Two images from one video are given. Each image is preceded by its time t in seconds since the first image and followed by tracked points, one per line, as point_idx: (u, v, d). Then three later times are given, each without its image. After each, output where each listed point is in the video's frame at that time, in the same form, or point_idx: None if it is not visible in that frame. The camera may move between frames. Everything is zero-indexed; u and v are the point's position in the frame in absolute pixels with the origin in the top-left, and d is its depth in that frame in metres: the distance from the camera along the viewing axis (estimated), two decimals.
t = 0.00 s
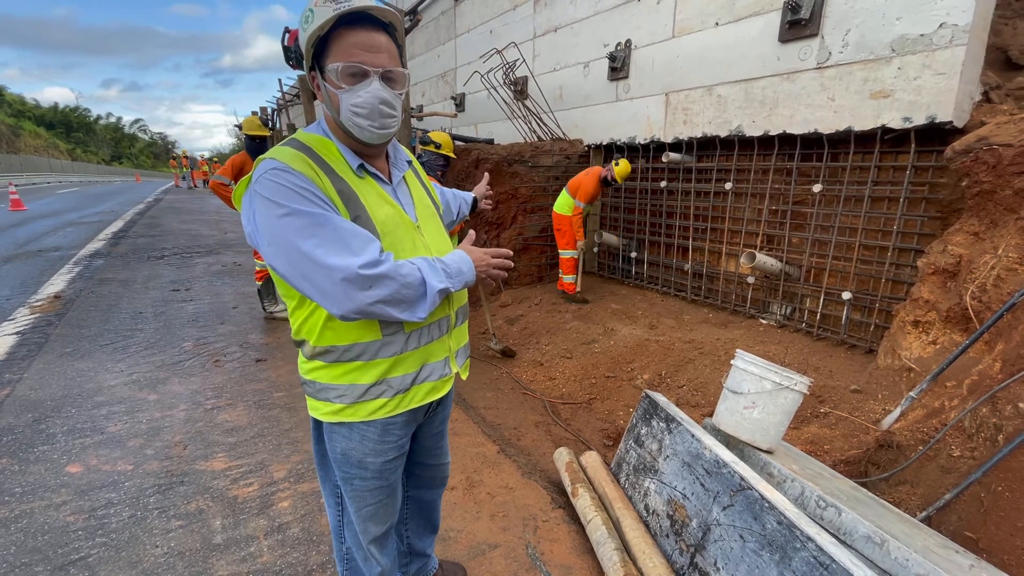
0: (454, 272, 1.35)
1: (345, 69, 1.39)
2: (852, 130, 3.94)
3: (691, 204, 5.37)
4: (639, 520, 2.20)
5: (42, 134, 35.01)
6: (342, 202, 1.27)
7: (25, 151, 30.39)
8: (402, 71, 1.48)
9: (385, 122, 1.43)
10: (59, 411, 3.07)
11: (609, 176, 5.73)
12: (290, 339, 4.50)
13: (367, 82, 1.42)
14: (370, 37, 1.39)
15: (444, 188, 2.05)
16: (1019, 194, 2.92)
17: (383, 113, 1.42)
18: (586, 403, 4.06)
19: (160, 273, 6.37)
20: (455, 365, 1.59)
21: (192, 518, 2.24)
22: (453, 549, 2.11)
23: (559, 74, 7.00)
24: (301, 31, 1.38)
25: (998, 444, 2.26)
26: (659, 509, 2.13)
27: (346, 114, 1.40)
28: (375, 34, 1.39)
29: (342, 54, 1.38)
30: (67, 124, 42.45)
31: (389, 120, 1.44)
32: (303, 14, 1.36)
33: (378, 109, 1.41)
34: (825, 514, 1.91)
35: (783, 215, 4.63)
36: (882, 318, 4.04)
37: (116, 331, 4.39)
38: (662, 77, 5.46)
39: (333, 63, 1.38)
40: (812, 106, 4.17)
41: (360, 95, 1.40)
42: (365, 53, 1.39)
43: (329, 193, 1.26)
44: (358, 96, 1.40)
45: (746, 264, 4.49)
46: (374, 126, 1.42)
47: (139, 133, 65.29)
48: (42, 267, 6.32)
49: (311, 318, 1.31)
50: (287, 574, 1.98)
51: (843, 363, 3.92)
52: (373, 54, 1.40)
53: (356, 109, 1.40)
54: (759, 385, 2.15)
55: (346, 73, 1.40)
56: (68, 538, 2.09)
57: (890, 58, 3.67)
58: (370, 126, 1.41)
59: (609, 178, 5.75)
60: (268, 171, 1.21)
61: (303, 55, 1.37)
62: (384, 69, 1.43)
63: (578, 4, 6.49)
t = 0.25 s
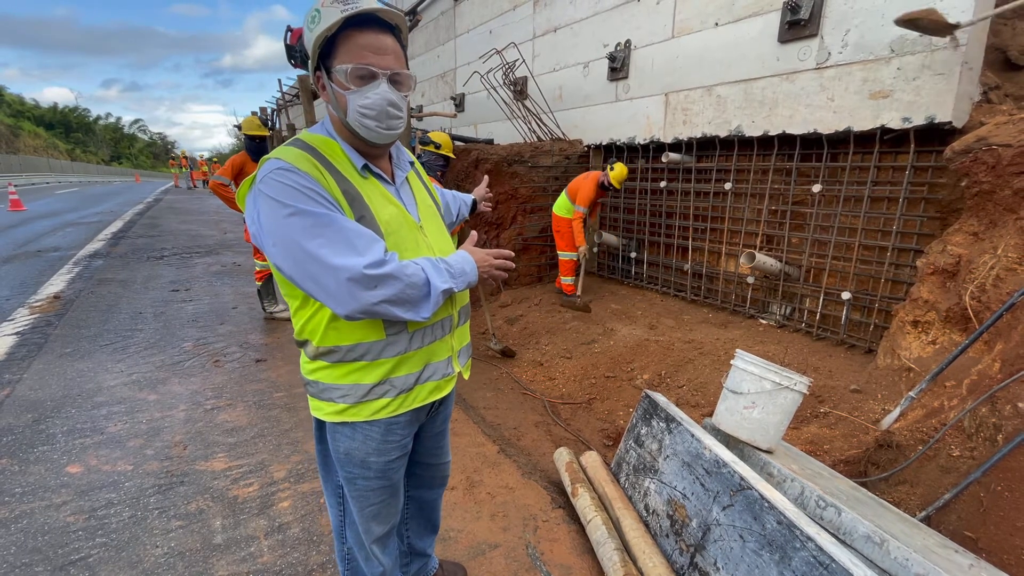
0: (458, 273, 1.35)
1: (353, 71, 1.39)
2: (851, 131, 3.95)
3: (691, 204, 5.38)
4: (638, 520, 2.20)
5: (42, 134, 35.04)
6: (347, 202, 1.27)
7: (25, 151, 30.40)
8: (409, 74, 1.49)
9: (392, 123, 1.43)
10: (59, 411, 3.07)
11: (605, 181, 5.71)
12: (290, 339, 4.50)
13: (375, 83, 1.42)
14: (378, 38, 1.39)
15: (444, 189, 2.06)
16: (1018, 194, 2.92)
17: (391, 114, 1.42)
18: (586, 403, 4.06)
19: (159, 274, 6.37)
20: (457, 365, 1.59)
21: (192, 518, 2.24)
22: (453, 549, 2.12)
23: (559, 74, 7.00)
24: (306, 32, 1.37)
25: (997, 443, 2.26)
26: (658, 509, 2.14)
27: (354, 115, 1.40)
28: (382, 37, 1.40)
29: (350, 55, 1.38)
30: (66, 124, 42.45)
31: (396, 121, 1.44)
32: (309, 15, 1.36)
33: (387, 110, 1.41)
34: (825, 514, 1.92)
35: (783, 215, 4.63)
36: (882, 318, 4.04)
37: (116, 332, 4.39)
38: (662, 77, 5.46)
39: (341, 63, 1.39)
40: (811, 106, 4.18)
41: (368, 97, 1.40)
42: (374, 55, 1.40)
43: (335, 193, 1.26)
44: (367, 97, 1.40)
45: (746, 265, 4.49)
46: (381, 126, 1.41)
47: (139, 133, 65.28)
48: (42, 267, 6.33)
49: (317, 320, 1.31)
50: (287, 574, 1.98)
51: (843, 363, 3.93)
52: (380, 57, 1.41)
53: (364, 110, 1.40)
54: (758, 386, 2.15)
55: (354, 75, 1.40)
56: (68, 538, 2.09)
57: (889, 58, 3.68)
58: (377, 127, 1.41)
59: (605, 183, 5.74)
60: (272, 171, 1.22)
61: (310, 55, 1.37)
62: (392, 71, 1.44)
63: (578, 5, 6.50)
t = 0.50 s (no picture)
0: (456, 295, 1.34)
1: (391, 79, 1.39)
2: (851, 131, 3.95)
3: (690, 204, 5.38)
4: (638, 520, 2.20)
5: (42, 135, 35.05)
6: (349, 208, 1.27)
7: (25, 151, 30.41)
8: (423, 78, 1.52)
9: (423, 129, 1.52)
10: (59, 411, 3.07)
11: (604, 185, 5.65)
12: (290, 339, 4.50)
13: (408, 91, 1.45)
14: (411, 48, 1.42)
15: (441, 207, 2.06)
16: (1018, 194, 2.92)
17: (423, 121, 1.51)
18: (586, 403, 4.06)
19: (159, 274, 6.38)
20: (462, 362, 1.60)
21: (192, 518, 2.24)
22: (453, 549, 2.12)
23: (558, 75, 7.00)
24: (335, 34, 1.29)
25: (996, 443, 2.26)
26: (658, 509, 2.14)
27: (398, 124, 1.43)
28: (405, 43, 1.41)
29: (387, 63, 1.37)
30: (66, 124, 42.44)
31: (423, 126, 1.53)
32: (336, 16, 1.28)
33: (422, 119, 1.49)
34: (824, 514, 1.92)
35: (782, 215, 4.63)
36: (881, 318, 4.05)
37: (115, 332, 4.39)
38: (662, 77, 5.46)
39: (379, 72, 1.37)
40: (811, 106, 4.18)
41: (412, 107, 1.44)
42: (411, 65, 1.43)
43: (337, 200, 1.25)
44: (409, 107, 1.44)
45: (745, 264, 4.50)
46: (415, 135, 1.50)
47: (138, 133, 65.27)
48: (42, 267, 6.33)
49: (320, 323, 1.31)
50: (287, 574, 1.98)
51: (842, 363, 3.93)
52: (411, 66, 1.43)
53: (408, 120, 1.44)
54: (757, 386, 2.15)
55: (392, 82, 1.40)
56: (68, 538, 2.09)
57: (888, 59, 3.68)
58: (413, 135, 1.48)
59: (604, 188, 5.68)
60: (277, 177, 1.22)
61: (346, 60, 1.29)
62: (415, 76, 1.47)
63: (577, 5, 6.50)
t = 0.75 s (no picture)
0: (390, 401, 1.21)
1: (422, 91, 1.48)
2: (850, 131, 3.96)
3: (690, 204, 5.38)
4: (638, 520, 2.20)
5: (41, 135, 35.08)
6: (374, 212, 1.25)
7: (24, 151, 30.42)
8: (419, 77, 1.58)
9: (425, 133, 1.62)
10: (59, 411, 3.07)
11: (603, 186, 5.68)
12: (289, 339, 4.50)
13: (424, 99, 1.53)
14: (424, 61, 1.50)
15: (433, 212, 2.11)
16: (1017, 194, 2.93)
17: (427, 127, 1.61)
18: (585, 403, 4.06)
19: (159, 274, 6.38)
20: (472, 351, 1.66)
21: (192, 518, 2.24)
22: (453, 549, 2.12)
23: (558, 75, 7.01)
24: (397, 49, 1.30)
25: (995, 442, 2.26)
26: (658, 509, 2.14)
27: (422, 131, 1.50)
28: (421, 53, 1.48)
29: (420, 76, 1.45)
30: (65, 124, 42.45)
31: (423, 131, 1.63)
32: (398, 33, 1.30)
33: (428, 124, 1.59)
34: (824, 513, 1.92)
35: (782, 216, 4.63)
36: (881, 318, 4.05)
37: (115, 332, 4.39)
38: (662, 77, 5.46)
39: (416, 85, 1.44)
40: (810, 106, 4.19)
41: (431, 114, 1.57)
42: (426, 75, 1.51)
43: (361, 210, 1.22)
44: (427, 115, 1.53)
45: (745, 264, 4.50)
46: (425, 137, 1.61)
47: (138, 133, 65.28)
48: (42, 267, 6.34)
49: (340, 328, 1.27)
50: (287, 574, 1.98)
51: (841, 362, 3.94)
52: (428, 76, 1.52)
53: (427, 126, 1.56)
54: (757, 386, 2.16)
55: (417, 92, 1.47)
56: (68, 538, 2.09)
57: (888, 59, 3.69)
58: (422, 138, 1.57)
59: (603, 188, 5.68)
60: (302, 179, 1.16)
61: (407, 76, 1.34)
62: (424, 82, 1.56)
63: (577, 5, 6.51)
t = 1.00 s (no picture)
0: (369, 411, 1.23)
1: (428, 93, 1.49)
2: (850, 131, 3.96)
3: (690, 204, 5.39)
4: (638, 520, 2.20)
5: (41, 135, 35.10)
6: (391, 210, 1.27)
7: (24, 151, 30.44)
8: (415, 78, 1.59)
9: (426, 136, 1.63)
10: (59, 411, 3.08)
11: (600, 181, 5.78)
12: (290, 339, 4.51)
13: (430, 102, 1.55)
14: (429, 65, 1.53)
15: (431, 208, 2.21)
16: (1016, 195, 2.93)
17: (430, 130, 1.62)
18: (585, 403, 4.06)
19: (159, 274, 6.39)
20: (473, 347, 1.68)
21: (193, 518, 2.25)
22: (453, 549, 2.12)
23: (558, 75, 7.01)
24: (414, 51, 1.32)
25: (995, 443, 2.27)
26: (658, 509, 2.14)
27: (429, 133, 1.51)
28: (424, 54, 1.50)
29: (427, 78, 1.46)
30: (65, 125, 42.46)
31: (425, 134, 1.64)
32: (412, 35, 1.32)
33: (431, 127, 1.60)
34: (823, 513, 1.92)
35: (782, 216, 4.63)
36: (880, 319, 4.05)
37: (116, 332, 4.39)
38: (662, 77, 5.47)
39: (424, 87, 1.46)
40: (810, 106, 4.19)
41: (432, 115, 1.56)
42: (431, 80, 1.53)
43: (379, 208, 1.24)
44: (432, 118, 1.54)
45: (744, 264, 4.50)
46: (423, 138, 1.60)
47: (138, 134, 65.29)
48: (42, 267, 6.35)
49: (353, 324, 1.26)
50: (287, 574, 1.98)
51: (841, 362, 3.94)
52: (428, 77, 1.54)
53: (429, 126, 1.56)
54: (757, 386, 2.16)
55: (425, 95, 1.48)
56: (69, 538, 2.10)
57: (888, 59, 3.69)
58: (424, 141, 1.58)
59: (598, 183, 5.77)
60: (327, 173, 1.16)
61: (421, 79, 1.36)
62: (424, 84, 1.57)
63: (577, 5, 6.51)
